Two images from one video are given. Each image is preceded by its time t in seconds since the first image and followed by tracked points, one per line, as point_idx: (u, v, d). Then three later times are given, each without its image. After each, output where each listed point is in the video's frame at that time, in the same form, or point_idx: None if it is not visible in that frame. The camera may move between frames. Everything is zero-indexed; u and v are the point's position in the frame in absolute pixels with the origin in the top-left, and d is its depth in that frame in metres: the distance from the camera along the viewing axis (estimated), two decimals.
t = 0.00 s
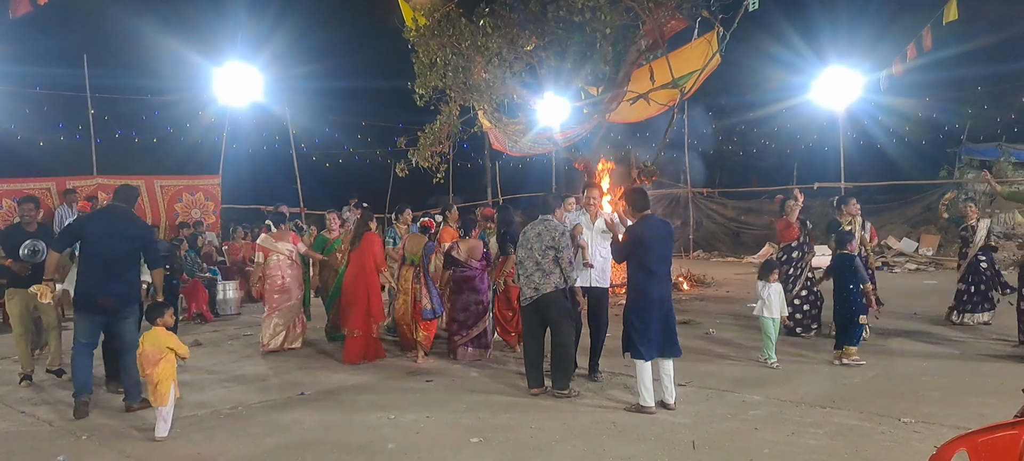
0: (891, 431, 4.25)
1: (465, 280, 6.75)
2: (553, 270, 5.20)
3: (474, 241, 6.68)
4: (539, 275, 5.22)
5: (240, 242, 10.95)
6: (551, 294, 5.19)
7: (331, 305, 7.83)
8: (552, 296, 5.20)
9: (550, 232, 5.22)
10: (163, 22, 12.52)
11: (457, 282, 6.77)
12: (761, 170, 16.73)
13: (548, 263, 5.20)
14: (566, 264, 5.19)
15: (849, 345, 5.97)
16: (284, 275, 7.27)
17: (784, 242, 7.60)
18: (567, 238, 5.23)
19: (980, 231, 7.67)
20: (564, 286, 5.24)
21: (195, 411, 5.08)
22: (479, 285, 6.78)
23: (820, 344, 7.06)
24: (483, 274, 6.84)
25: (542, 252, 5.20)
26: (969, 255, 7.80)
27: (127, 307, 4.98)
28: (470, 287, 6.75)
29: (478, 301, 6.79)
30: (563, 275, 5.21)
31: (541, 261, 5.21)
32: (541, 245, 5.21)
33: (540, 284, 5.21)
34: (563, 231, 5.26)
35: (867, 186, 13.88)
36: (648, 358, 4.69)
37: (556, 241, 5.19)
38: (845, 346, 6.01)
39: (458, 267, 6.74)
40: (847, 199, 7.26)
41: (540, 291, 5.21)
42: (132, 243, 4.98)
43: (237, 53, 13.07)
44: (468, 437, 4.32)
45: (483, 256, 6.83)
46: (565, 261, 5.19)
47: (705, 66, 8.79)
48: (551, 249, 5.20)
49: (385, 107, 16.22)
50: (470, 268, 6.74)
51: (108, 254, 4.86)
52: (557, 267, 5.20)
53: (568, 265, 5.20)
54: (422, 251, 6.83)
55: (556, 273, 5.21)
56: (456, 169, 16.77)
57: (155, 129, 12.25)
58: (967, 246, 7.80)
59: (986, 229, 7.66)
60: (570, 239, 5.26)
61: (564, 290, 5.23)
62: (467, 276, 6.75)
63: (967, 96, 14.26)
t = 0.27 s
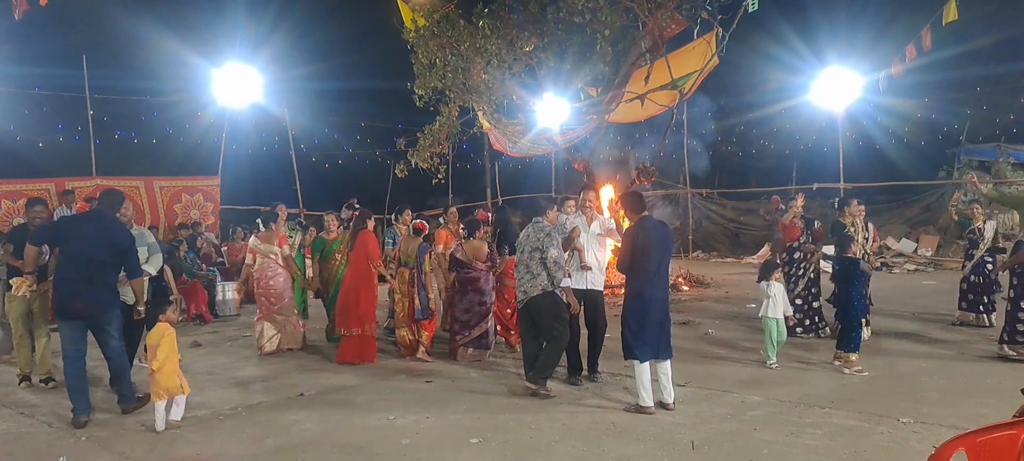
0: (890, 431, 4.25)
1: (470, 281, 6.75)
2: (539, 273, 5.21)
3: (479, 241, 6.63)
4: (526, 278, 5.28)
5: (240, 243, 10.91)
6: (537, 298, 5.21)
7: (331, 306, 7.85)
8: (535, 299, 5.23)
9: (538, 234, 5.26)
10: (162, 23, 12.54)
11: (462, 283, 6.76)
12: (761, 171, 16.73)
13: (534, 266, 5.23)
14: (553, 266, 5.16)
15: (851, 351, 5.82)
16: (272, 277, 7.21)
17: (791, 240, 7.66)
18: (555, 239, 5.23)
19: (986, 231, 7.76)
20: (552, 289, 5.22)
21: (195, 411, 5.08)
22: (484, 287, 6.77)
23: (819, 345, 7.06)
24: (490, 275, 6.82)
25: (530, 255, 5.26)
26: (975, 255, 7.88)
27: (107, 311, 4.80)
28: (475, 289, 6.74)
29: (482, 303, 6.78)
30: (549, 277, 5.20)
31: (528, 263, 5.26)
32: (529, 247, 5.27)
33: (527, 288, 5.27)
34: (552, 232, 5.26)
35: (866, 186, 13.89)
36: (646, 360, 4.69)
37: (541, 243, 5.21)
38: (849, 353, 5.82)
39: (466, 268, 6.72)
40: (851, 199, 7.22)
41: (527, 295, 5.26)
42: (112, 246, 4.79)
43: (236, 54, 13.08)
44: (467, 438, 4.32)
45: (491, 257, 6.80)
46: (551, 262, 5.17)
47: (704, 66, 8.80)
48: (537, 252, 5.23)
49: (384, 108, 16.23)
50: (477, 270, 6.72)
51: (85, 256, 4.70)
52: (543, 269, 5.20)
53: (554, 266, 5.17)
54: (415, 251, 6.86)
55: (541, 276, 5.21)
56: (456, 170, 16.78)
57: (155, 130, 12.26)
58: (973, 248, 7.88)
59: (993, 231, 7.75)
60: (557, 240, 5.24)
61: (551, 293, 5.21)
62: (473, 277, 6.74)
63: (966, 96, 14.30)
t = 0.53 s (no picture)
0: (890, 432, 4.25)
1: (472, 282, 6.74)
2: (531, 274, 5.26)
3: (482, 243, 6.67)
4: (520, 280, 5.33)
5: (244, 243, 10.79)
6: (528, 298, 5.25)
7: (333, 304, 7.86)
8: (528, 294, 5.24)
9: (532, 235, 5.31)
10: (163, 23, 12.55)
11: (464, 284, 6.76)
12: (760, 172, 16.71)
13: (526, 266, 5.29)
14: (545, 266, 5.22)
15: (854, 355, 5.74)
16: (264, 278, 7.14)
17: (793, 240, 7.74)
18: (547, 240, 5.26)
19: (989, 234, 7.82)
20: (543, 289, 5.25)
21: (195, 410, 5.08)
22: (487, 288, 6.76)
23: (819, 345, 7.07)
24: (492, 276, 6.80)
25: (524, 255, 5.32)
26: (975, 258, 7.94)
27: (94, 315, 4.67)
28: (477, 290, 6.73)
29: (484, 303, 6.77)
30: (541, 277, 5.23)
31: (521, 263, 5.32)
32: (523, 248, 5.32)
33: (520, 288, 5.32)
34: (545, 232, 5.30)
35: (866, 187, 13.90)
36: (650, 359, 4.68)
37: (534, 245, 5.26)
38: (852, 357, 5.74)
39: (468, 269, 6.73)
40: (857, 203, 7.24)
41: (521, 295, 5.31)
42: (94, 248, 4.68)
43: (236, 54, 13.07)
44: (467, 438, 4.32)
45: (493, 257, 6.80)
46: (543, 262, 5.23)
47: (705, 67, 8.78)
48: (529, 252, 5.29)
49: (384, 108, 16.25)
50: (478, 270, 6.71)
51: (67, 262, 4.62)
52: (535, 269, 5.25)
53: (545, 266, 5.22)
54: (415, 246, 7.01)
55: (534, 276, 5.25)
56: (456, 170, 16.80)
57: (155, 129, 12.26)
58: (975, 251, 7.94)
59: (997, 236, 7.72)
60: (549, 240, 5.27)
61: (542, 293, 5.24)
62: (475, 278, 6.73)
63: (965, 97, 14.27)
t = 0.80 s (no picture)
0: (888, 434, 4.26)
1: (473, 282, 6.76)
2: (524, 277, 5.22)
3: (483, 244, 6.57)
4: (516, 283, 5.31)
5: (245, 243, 10.87)
6: (524, 300, 5.24)
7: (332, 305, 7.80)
8: (524, 300, 5.25)
9: (528, 238, 5.29)
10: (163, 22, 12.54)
11: (465, 284, 6.79)
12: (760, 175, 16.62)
13: (519, 270, 5.26)
14: (536, 269, 5.15)
15: (853, 358, 5.76)
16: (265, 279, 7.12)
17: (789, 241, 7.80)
18: (542, 243, 5.24)
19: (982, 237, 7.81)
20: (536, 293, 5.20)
21: (195, 410, 5.08)
22: (487, 288, 6.78)
23: (818, 347, 7.07)
24: (493, 277, 6.81)
25: (518, 259, 5.30)
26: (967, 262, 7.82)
27: (84, 315, 4.56)
28: (477, 290, 6.77)
29: (485, 304, 6.78)
30: (532, 281, 5.18)
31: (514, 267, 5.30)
32: (519, 251, 5.32)
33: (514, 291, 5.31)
34: (540, 236, 5.27)
35: (865, 189, 13.91)
36: (647, 362, 4.69)
37: (528, 248, 5.24)
38: (851, 361, 5.76)
39: (468, 269, 6.73)
40: (856, 205, 7.28)
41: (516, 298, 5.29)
42: (88, 241, 4.55)
43: (236, 53, 13.05)
44: (465, 439, 4.32)
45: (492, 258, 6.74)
46: (534, 266, 5.17)
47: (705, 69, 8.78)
48: (523, 255, 5.27)
49: (383, 108, 16.24)
50: (478, 271, 6.72)
51: (58, 254, 4.51)
52: (527, 274, 5.21)
53: (535, 270, 5.15)
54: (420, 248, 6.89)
55: (525, 280, 5.22)
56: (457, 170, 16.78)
57: (155, 129, 12.25)
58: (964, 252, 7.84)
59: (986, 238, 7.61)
60: (543, 243, 5.25)
61: (536, 296, 5.19)
62: (475, 279, 6.75)
63: (963, 100, 14.28)
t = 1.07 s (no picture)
0: (884, 432, 4.27)
1: (472, 281, 6.77)
2: (528, 275, 5.22)
3: (479, 241, 6.76)
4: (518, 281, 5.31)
5: (242, 241, 10.87)
6: (526, 299, 5.23)
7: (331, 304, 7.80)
8: (527, 297, 5.23)
9: (527, 236, 5.29)
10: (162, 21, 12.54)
11: (463, 283, 6.80)
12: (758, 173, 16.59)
13: (522, 267, 5.26)
14: (540, 266, 5.17)
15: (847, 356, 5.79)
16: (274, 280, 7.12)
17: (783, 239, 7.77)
18: (542, 240, 5.23)
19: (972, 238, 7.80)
20: (541, 291, 5.19)
21: (193, 408, 5.08)
22: (485, 286, 6.78)
23: (815, 346, 7.09)
24: (491, 275, 6.83)
25: (519, 257, 5.30)
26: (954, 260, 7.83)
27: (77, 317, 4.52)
28: (475, 288, 6.77)
29: (482, 302, 6.77)
30: (536, 278, 5.19)
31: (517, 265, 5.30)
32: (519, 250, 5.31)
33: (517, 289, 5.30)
34: (541, 233, 5.27)
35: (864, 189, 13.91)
36: (644, 360, 4.70)
37: (529, 246, 5.24)
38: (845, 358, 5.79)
39: (467, 268, 6.77)
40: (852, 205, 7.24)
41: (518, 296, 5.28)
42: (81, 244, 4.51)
43: (234, 52, 13.05)
44: (464, 437, 4.32)
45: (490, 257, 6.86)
46: (537, 263, 5.17)
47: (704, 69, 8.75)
48: (524, 254, 5.26)
49: (381, 107, 16.25)
50: (478, 269, 6.74)
51: (48, 254, 4.44)
52: (530, 271, 5.21)
53: (539, 267, 5.17)
54: (427, 249, 6.79)
55: (530, 277, 5.22)
56: (454, 170, 16.79)
57: (153, 128, 12.23)
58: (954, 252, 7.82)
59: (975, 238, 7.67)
60: (545, 241, 5.24)
61: (539, 294, 5.20)
62: (474, 277, 6.77)
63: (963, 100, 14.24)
